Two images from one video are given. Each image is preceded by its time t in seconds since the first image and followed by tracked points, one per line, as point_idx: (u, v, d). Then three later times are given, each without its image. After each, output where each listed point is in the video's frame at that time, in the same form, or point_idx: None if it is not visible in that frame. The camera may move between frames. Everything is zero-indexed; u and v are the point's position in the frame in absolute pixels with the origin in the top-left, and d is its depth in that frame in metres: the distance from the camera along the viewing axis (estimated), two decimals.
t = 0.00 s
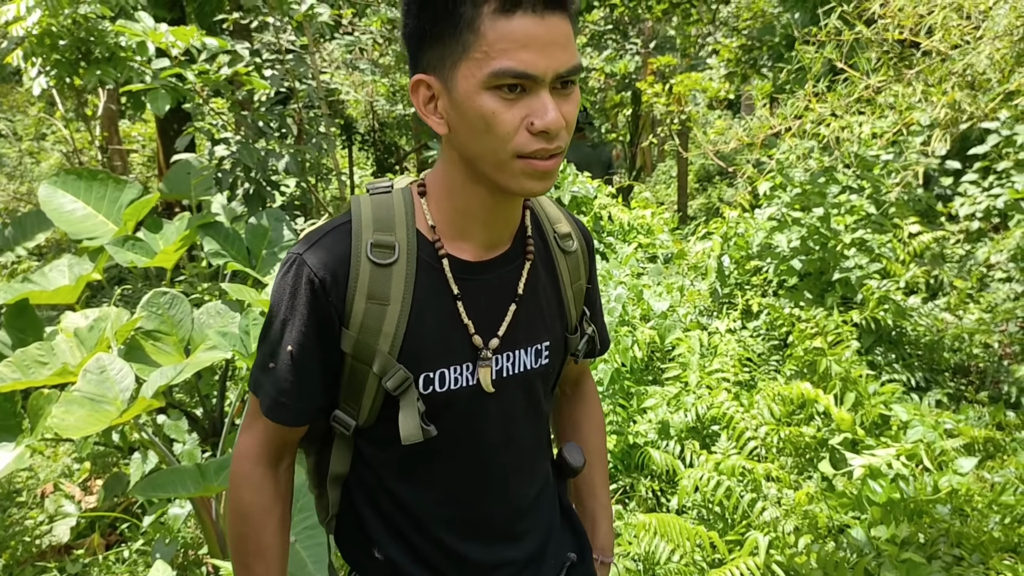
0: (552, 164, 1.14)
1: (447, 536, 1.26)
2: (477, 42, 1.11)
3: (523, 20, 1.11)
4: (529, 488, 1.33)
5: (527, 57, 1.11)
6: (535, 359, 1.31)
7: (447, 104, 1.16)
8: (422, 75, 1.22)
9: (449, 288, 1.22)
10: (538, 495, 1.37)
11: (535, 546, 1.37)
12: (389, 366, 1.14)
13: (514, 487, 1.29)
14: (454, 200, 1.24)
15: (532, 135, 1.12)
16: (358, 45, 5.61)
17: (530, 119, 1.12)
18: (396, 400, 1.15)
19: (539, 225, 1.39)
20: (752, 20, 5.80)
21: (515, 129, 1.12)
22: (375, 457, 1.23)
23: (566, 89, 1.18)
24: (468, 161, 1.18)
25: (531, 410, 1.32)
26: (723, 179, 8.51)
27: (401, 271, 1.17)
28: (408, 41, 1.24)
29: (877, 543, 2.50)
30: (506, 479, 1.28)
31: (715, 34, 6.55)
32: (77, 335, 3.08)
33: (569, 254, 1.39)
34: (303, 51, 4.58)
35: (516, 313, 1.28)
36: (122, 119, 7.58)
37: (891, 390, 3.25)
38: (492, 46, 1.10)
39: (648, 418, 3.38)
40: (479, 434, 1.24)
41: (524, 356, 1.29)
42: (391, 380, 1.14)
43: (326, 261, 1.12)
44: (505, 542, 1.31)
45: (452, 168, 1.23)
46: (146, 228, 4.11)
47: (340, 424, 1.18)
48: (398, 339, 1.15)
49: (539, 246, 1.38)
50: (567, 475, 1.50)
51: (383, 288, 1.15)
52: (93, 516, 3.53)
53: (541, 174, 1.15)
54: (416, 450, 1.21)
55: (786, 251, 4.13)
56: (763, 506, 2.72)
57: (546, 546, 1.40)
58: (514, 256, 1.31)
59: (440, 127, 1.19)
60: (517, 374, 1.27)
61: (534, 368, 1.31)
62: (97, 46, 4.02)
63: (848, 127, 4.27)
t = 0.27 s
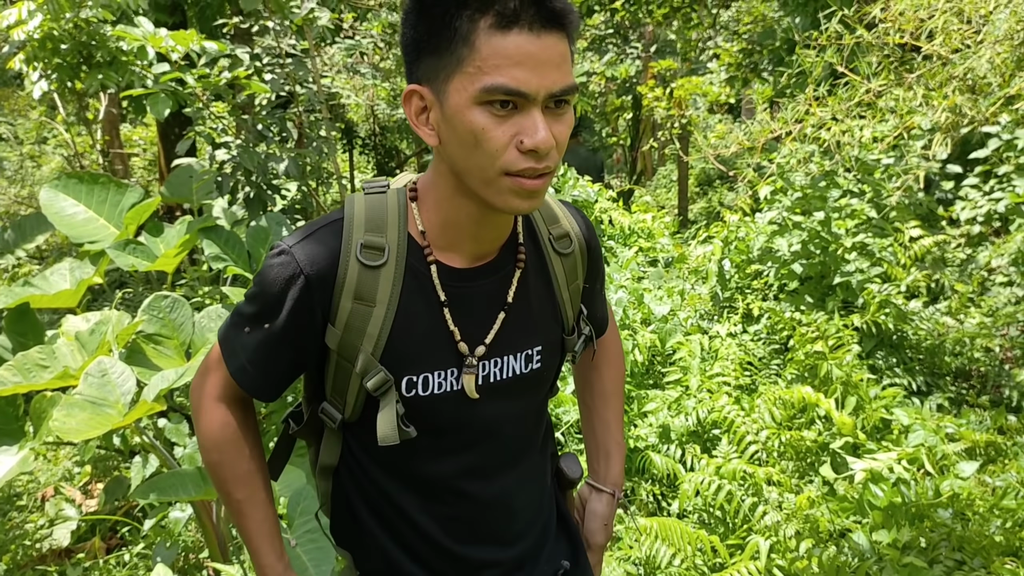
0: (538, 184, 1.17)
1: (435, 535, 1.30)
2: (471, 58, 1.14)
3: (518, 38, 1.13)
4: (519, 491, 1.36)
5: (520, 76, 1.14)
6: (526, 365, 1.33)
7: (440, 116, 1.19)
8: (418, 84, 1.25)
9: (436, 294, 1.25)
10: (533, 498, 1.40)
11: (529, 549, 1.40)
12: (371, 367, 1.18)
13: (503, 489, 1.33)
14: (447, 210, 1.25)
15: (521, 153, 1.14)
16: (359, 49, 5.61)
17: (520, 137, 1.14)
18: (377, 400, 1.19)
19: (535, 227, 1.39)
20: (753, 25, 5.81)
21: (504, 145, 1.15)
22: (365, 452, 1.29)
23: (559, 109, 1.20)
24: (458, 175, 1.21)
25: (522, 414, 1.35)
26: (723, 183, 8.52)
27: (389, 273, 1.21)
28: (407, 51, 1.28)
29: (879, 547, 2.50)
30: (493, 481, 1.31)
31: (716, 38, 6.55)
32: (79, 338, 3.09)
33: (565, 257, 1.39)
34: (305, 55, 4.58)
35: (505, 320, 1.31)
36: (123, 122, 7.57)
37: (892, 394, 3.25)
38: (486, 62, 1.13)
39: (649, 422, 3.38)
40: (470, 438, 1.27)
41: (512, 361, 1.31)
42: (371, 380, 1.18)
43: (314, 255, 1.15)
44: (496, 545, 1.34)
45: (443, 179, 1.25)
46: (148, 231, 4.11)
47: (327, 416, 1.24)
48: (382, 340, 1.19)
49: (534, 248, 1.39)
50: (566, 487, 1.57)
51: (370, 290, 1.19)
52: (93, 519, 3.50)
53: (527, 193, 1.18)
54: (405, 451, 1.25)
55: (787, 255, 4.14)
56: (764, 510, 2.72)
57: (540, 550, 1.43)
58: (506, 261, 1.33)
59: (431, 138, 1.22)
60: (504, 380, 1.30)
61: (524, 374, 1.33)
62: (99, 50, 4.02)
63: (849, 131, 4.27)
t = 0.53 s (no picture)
0: (537, 196, 1.18)
1: (433, 537, 1.30)
2: (470, 71, 1.15)
3: (516, 52, 1.14)
4: (520, 496, 1.36)
5: (518, 88, 1.15)
6: (526, 371, 1.33)
7: (437, 127, 1.21)
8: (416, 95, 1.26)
9: (432, 301, 1.26)
10: (535, 504, 1.40)
11: (532, 554, 1.40)
12: (361, 369, 1.22)
13: (502, 495, 1.33)
14: (441, 219, 1.27)
15: (519, 165, 1.16)
16: (364, 55, 5.62)
17: (518, 150, 1.16)
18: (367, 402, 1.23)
19: (540, 232, 1.40)
20: (757, 32, 5.82)
21: (503, 157, 1.16)
22: (362, 453, 1.32)
23: (558, 122, 1.21)
24: (454, 185, 1.23)
25: (523, 419, 1.35)
26: (728, 189, 8.52)
27: (384, 277, 1.23)
28: (405, 62, 1.29)
29: (885, 553, 2.49)
30: (492, 486, 1.31)
31: (721, 45, 6.55)
32: (86, 343, 3.11)
33: (572, 263, 1.40)
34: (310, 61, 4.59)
35: (503, 327, 1.31)
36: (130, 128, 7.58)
37: (898, 401, 3.24)
38: (484, 76, 1.14)
39: (654, 427, 3.38)
40: (467, 441, 1.28)
41: (511, 367, 1.32)
42: (361, 382, 1.21)
43: (309, 255, 1.20)
44: (497, 548, 1.34)
45: (439, 189, 1.27)
46: (154, 236, 4.13)
47: (327, 415, 1.29)
48: (374, 343, 1.22)
49: (539, 253, 1.40)
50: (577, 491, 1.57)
51: (364, 294, 1.22)
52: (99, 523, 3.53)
53: (525, 205, 1.19)
54: (401, 452, 1.28)
55: (792, 261, 4.14)
56: (769, 516, 2.71)
57: (542, 556, 1.44)
58: (505, 267, 1.33)
59: (428, 149, 1.23)
60: (503, 386, 1.31)
61: (524, 380, 1.33)
62: (106, 56, 4.04)
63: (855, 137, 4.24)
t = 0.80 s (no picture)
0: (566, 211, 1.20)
1: (435, 539, 1.30)
2: (516, 87, 1.14)
3: (563, 71, 1.14)
4: (523, 498, 1.35)
5: (563, 107, 1.15)
6: (532, 374, 1.33)
7: (470, 139, 1.19)
8: (442, 103, 1.23)
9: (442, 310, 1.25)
10: (538, 505, 1.39)
11: (535, 556, 1.39)
12: (366, 374, 1.21)
13: (505, 496, 1.32)
14: (457, 227, 1.27)
15: (557, 183, 1.17)
16: (371, 63, 5.64)
17: (556, 167, 1.17)
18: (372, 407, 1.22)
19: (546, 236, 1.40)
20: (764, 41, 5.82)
21: (541, 175, 1.16)
22: (365, 455, 1.32)
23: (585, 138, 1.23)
24: (480, 196, 1.22)
25: (528, 421, 1.35)
26: (734, 198, 8.51)
27: (391, 281, 1.23)
28: (426, 67, 1.25)
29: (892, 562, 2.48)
30: (494, 487, 1.31)
31: (727, 54, 6.55)
32: (92, 348, 3.11)
33: (576, 264, 1.40)
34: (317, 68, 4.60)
35: (510, 331, 1.30)
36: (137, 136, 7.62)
37: (906, 408, 3.23)
38: (530, 93, 1.14)
39: (660, 435, 3.37)
40: (469, 444, 1.27)
41: (518, 371, 1.31)
42: (366, 387, 1.20)
43: (317, 261, 1.20)
44: (498, 549, 1.33)
45: (459, 198, 1.25)
46: (161, 243, 4.14)
47: (331, 418, 1.28)
48: (380, 347, 1.21)
49: (544, 258, 1.39)
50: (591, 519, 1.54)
51: (370, 298, 1.21)
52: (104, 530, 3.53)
53: (554, 218, 1.20)
54: (403, 454, 1.27)
55: (799, 268, 4.12)
56: (776, 524, 2.70)
57: (546, 559, 1.43)
58: (512, 273, 1.33)
59: (457, 160, 1.21)
60: (510, 389, 1.30)
61: (530, 383, 1.32)
62: (115, 64, 4.06)
63: (861, 144, 4.28)
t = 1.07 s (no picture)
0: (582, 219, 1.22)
1: (440, 535, 1.30)
2: (552, 99, 1.15)
3: (598, 85, 1.16)
4: (526, 494, 1.36)
5: (594, 121, 1.17)
6: (540, 370, 1.34)
7: (499, 146, 1.20)
8: (471, 107, 1.23)
9: (453, 308, 1.26)
10: (540, 503, 1.40)
11: (537, 554, 1.39)
12: (375, 370, 1.22)
13: (509, 492, 1.33)
14: (471, 228, 1.28)
15: (580, 193, 1.19)
16: (379, 73, 5.66)
17: (581, 178, 1.18)
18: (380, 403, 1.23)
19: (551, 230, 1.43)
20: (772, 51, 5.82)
21: (567, 185, 1.18)
22: (370, 451, 1.32)
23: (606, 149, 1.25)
24: (501, 201, 1.23)
25: (532, 418, 1.36)
26: (742, 208, 8.50)
27: (400, 279, 1.24)
28: (456, 69, 1.25)
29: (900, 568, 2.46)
30: (499, 483, 1.31)
31: (735, 64, 6.56)
32: (100, 354, 3.12)
33: (582, 261, 1.43)
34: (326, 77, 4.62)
35: (519, 328, 1.32)
36: (147, 147, 7.65)
37: (915, 415, 3.21)
38: (566, 105, 1.15)
39: (667, 442, 3.36)
40: (473, 441, 1.28)
41: (526, 367, 1.32)
42: (375, 383, 1.21)
43: (327, 258, 1.21)
44: (502, 545, 1.34)
45: (478, 200, 1.26)
46: (170, 250, 4.16)
47: (338, 414, 1.30)
48: (389, 344, 1.22)
49: (551, 257, 1.41)
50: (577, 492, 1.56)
51: (380, 295, 1.22)
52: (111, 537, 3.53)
53: (571, 226, 1.22)
54: (407, 450, 1.28)
55: (807, 276, 4.12)
56: (784, 530, 2.68)
57: (548, 555, 1.43)
58: (521, 270, 1.34)
59: (483, 165, 1.22)
60: (518, 386, 1.31)
61: (538, 379, 1.34)
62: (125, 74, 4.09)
63: (869, 151, 4.24)
